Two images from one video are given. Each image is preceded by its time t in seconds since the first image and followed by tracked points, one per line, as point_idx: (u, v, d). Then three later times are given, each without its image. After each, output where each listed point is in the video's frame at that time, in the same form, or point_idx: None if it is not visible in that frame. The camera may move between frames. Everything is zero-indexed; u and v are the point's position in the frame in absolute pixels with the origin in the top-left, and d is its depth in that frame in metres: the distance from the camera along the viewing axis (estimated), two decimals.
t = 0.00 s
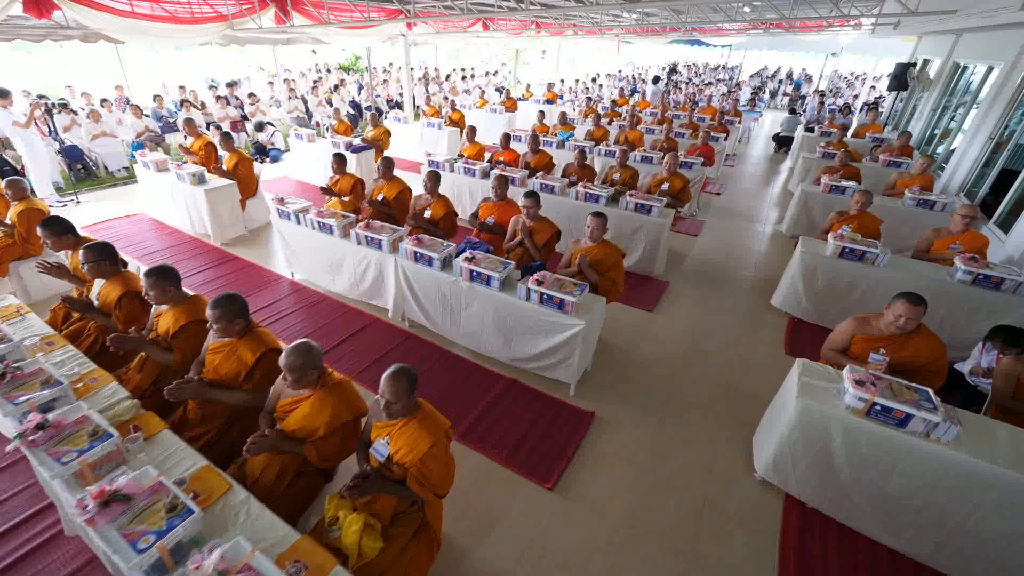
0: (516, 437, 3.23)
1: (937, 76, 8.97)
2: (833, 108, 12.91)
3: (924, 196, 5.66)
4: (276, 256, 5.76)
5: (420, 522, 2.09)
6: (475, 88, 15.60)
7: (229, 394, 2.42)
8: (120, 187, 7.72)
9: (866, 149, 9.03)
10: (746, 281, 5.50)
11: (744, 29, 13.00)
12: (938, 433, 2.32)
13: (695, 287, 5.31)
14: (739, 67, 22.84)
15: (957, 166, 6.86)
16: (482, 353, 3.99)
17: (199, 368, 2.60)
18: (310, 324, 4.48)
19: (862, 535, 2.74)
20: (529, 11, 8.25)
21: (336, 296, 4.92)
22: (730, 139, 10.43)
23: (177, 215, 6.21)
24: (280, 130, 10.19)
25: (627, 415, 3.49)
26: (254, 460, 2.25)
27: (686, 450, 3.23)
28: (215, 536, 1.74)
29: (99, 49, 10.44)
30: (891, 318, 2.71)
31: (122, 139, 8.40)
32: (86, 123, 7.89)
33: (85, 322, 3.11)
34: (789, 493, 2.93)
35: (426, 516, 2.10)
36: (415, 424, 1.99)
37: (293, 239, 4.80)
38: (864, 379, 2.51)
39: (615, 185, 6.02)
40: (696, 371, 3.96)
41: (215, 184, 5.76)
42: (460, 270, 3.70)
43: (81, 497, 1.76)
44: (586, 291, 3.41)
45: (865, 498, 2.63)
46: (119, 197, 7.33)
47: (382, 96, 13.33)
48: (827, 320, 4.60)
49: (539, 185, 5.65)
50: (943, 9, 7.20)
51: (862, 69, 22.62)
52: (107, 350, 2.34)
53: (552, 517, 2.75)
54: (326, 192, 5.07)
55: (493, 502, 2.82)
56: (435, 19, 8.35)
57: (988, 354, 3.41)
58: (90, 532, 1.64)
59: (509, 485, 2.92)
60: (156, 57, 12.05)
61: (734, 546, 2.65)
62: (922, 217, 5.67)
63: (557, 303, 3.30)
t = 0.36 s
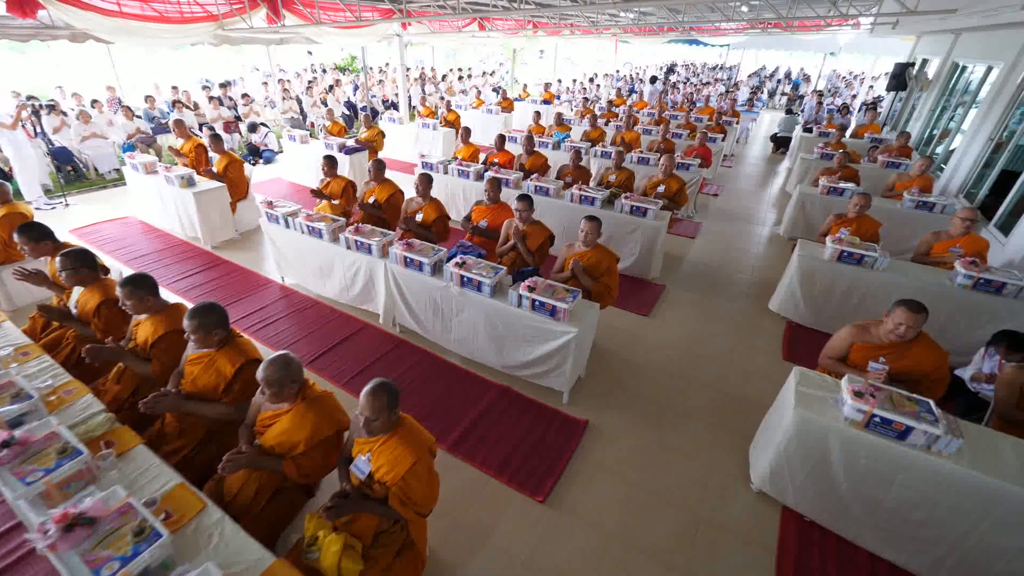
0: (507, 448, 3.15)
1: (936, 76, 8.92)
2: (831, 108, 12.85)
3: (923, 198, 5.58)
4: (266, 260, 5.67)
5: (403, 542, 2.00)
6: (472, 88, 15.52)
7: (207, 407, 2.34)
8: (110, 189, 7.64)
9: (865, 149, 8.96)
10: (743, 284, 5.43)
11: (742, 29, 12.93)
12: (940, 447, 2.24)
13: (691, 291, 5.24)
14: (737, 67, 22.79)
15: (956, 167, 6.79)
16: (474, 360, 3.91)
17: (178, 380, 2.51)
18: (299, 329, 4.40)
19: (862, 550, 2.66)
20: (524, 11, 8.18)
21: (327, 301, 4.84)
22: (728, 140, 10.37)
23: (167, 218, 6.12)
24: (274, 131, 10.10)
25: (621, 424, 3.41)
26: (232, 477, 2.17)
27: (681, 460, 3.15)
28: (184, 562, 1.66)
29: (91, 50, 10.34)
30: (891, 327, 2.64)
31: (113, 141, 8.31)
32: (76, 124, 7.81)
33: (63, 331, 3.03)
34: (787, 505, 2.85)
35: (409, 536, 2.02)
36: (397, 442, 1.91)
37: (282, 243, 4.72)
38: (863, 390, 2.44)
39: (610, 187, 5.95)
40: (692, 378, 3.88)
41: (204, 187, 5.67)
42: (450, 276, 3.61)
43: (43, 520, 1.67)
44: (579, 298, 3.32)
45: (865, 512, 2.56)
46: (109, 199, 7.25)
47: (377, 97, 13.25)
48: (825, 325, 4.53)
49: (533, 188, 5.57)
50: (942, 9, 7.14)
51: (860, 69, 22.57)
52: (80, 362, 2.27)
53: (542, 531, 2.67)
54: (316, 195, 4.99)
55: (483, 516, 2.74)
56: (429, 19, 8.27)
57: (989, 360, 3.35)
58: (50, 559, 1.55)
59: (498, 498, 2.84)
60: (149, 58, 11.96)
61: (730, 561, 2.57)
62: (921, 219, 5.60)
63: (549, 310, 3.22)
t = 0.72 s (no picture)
0: (496, 459, 3.07)
1: (934, 75, 8.85)
2: (829, 108, 12.78)
3: (922, 199, 5.51)
4: (255, 264, 5.58)
5: (381, 565, 1.92)
6: (469, 88, 15.44)
7: (180, 422, 2.25)
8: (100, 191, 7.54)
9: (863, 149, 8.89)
10: (740, 287, 5.35)
11: (740, 28, 12.85)
12: (942, 461, 2.16)
13: (687, 294, 5.16)
14: (736, 67, 22.72)
15: (955, 168, 6.72)
16: (464, 367, 3.83)
17: (151, 393, 2.42)
18: (286, 335, 4.31)
19: (860, 565, 2.57)
20: (519, 10, 8.09)
21: (316, 306, 4.74)
22: (725, 140, 10.29)
23: (155, 221, 6.03)
24: (268, 132, 10.00)
25: (614, 433, 3.33)
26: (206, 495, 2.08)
27: (675, 471, 3.07)
28: None
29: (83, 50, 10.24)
30: (891, 335, 2.56)
31: (103, 141, 8.21)
32: (65, 125, 7.71)
33: (37, 341, 2.92)
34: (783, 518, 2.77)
35: (388, 557, 1.93)
36: (374, 459, 1.82)
37: (270, 247, 4.63)
38: (862, 401, 2.35)
39: (606, 189, 5.86)
40: (687, 385, 3.79)
41: (192, 189, 5.59)
42: (439, 281, 3.52)
43: None
44: (571, 304, 3.24)
45: (864, 527, 2.47)
46: (99, 201, 7.15)
47: (373, 97, 13.16)
48: (822, 329, 4.46)
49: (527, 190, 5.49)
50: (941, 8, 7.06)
51: (859, 69, 22.51)
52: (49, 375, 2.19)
53: (531, 546, 2.59)
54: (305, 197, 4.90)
55: (469, 531, 2.65)
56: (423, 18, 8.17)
57: (991, 367, 3.29)
58: None
59: (486, 512, 2.76)
60: (143, 58, 11.86)
61: None
62: (921, 221, 5.53)
63: (540, 317, 3.14)
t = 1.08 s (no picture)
0: (484, 473, 2.97)
1: (934, 75, 8.77)
2: (828, 108, 12.71)
3: (922, 201, 5.41)
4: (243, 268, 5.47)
5: None
6: (465, 88, 15.34)
7: (149, 439, 2.15)
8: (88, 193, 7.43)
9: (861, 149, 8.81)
10: (737, 290, 5.26)
11: (737, 27, 12.77)
12: (945, 479, 2.07)
13: (683, 298, 5.06)
14: (734, 67, 22.65)
15: (955, 168, 6.63)
16: (454, 375, 3.73)
17: (121, 408, 2.32)
18: (272, 342, 4.20)
19: None
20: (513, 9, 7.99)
21: (303, 311, 4.64)
22: (723, 140, 10.21)
23: (142, 224, 5.92)
24: (261, 133, 9.89)
25: (606, 444, 3.23)
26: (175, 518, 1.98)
27: (668, 484, 2.97)
28: None
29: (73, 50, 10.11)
30: (891, 345, 2.47)
31: (92, 143, 8.10)
32: (53, 126, 7.60)
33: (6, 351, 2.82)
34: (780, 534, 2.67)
35: None
36: (348, 483, 1.73)
37: (256, 251, 4.52)
38: (862, 416, 2.26)
39: (600, 190, 5.77)
40: (682, 393, 3.70)
41: (179, 192, 5.48)
42: (426, 287, 3.42)
43: None
44: (561, 312, 3.13)
45: (863, 545, 2.38)
46: (86, 204, 7.04)
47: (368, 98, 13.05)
48: (820, 334, 4.37)
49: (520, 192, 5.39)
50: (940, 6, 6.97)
51: (857, 68, 22.43)
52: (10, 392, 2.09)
53: (518, 565, 2.49)
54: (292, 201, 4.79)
55: (454, 550, 2.55)
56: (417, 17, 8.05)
57: (993, 374, 3.21)
58: None
59: (473, 528, 2.66)
60: (135, 58, 11.74)
61: None
62: (920, 223, 5.44)
63: (529, 326, 3.03)
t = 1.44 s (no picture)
0: (474, 485, 2.88)
1: (933, 74, 8.70)
2: (826, 108, 12.64)
3: (922, 202, 5.35)
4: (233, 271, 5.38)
5: None
6: (462, 87, 15.26)
7: (121, 455, 2.06)
8: (78, 195, 7.33)
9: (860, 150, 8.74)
10: (735, 294, 5.17)
11: (736, 27, 12.70)
12: (950, 496, 1.99)
13: (680, 302, 4.98)
14: (732, 67, 22.61)
15: (955, 169, 6.56)
16: (445, 383, 3.64)
17: (93, 422, 2.22)
18: (260, 347, 4.10)
19: None
20: (509, 8, 7.91)
21: (293, 316, 4.55)
22: (721, 140, 10.14)
23: (131, 227, 5.83)
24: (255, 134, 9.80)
25: (600, 453, 3.15)
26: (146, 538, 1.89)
27: (663, 496, 2.89)
28: None
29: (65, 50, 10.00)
30: (893, 354, 2.39)
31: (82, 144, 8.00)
32: (43, 127, 7.50)
33: None
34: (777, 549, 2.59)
35: None
36: (324, 504, 1.64)
37: (244, 255, 4.44)
38: (863, 429, 2.17)
39: (596, 192, 5.68)
40: (678, 401, 3.62)
41: (168, 195, 5.39)
42: (416, 293, 3.33)
43: None
44: (554, 319, 3.05)
45: (864, 562, 2.29)
46: (76, 206, 6.94)
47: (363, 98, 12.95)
48: (819, 338, 4.29)
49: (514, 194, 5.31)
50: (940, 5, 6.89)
51: (855, 68, 22.39)
52: None
53: None
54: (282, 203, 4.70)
55: (441, 567, 2.46)
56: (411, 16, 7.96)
57: (996, 381, 3.14)
58: None
59: (461, 543, 2.57)
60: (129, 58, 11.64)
61: None
62: (921, 226, 5.36)
63: (520, 333, 2.95)
